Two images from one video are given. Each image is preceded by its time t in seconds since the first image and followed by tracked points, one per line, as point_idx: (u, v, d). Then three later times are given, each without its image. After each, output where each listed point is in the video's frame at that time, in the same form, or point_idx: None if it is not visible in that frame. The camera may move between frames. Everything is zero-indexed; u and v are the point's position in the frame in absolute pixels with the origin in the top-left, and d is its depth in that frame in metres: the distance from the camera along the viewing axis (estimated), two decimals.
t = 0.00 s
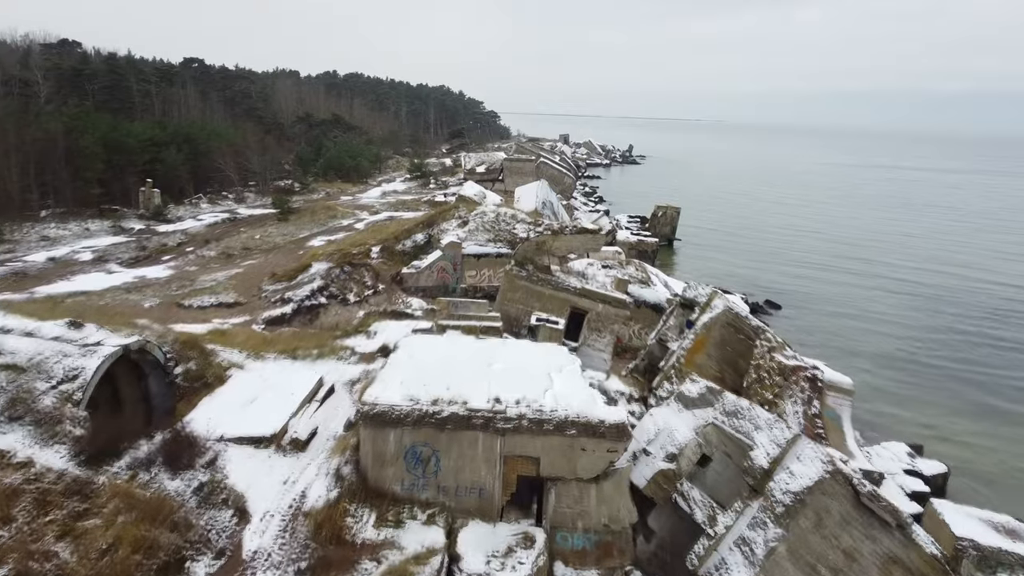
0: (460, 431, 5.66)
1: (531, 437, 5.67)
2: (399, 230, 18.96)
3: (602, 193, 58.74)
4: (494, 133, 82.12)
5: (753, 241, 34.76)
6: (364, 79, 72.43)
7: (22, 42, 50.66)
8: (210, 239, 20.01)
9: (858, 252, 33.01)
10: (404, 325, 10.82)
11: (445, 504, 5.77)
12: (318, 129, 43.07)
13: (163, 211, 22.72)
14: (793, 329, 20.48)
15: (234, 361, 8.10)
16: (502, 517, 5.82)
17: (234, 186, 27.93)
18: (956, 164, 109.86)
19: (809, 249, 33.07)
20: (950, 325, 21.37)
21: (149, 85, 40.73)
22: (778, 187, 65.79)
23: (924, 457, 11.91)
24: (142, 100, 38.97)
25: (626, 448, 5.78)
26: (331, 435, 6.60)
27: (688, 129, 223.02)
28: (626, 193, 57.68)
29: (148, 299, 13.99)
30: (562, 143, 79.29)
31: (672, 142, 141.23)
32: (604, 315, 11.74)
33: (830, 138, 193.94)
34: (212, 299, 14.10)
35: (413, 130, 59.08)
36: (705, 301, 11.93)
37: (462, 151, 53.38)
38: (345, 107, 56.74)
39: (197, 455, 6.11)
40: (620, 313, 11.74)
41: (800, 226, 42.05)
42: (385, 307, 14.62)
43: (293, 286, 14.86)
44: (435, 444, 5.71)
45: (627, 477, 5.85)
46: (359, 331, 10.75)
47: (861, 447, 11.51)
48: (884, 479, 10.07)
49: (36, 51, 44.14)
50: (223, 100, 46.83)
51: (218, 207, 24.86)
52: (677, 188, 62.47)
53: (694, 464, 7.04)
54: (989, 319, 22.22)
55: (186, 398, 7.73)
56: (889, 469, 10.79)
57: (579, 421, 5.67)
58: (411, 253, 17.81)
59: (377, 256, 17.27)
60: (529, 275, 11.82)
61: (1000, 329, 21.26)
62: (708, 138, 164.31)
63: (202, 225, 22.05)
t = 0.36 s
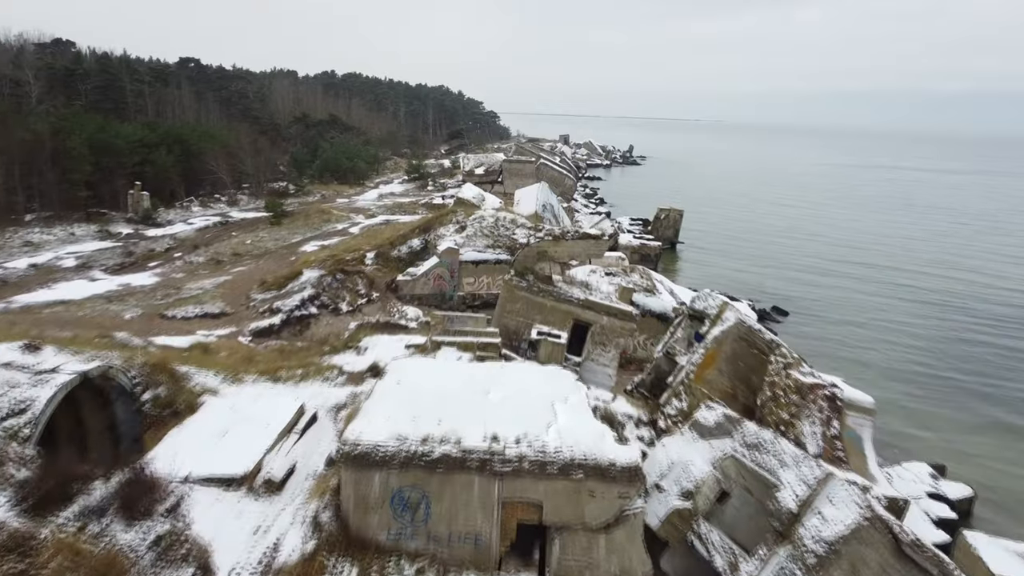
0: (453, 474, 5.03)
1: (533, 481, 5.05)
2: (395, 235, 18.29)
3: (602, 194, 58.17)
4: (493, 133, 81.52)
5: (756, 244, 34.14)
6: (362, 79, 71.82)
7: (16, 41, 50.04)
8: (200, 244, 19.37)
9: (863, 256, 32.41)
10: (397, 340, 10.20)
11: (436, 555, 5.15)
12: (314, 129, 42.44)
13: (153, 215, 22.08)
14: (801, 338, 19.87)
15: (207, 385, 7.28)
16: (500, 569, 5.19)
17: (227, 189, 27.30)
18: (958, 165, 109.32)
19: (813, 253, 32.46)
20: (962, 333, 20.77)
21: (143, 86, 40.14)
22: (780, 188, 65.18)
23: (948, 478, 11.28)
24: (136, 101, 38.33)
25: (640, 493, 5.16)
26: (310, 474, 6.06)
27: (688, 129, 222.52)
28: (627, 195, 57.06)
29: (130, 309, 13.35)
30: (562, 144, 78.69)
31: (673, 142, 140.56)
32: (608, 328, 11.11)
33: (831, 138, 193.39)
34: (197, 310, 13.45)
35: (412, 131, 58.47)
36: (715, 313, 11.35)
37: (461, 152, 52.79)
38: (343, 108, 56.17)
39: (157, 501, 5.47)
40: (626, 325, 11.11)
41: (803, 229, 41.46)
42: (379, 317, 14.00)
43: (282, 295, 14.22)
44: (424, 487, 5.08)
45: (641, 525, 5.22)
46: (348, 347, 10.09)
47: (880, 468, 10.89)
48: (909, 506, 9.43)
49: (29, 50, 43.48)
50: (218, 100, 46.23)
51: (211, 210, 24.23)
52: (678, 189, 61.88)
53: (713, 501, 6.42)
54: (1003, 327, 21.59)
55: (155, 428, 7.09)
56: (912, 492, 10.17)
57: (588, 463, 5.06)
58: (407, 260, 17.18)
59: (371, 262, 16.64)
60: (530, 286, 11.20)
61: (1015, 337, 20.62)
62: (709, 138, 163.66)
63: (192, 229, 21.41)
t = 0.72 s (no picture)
0: (442, 530, 4.38)
1: (534, 538, 4.41)
2: (390, 240, 17.61)
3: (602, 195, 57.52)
4: (492, 133, 80.88)
5: (759, 248, 33.50)
6: (360, 79, 71.11)
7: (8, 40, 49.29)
8: (188, 249, 18.69)
9: (870, 259, 31.79)
10: (388, 357, 9.50)
11: None
12: (311, 129, 41.81)
13: (141, 219, 21.45)
14: (810, 346, 19.23)
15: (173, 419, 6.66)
16: None
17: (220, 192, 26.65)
18: (960, 165, 108.73)
19: (819, 257, 31.82)
20: (975, 340, 20.15)
21: (137, 85, 39.54)
22: (782, 189, 64.53)
23: (974, 502, 10.66)
24: (129, 101, 37.65)
25: (658, 551, 4.54)
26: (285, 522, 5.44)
27: (688, 129, 221.98)
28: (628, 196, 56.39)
29: (109, 319, 12.68)
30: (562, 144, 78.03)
31: (673, 142, 140.03)
32: (614, 343, 10.42)
33: (832, 139, 192.71)
34: (180, 320, 12.79)
35: (410, 132, 57.79)
36: (727, 327, 10.74)
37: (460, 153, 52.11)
38: (340, 108, 55.55)
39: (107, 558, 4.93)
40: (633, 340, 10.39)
41: (807, 232, 40.86)
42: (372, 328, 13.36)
43: (271, 304, 13.56)
44: (410, 544, 4.44)
45: None
46: (335, 365, 9.41)
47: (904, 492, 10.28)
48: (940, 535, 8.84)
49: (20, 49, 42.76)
50: (214, 100, 45.62)
51: (202, 213, 23.60)
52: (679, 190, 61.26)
53: (735, 548, 5.69)
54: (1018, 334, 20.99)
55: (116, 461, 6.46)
56: (940, 519, 9.55)
57: (599, 517, 4.43)
58: (402, 266, 16.50)
59: (365, 269, 15.98)
60: (531, 297, 10.57)
61: None
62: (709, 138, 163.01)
63: (182, 234, 20.76)
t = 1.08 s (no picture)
0: None
1: None
2: (384, 246, 16.92)
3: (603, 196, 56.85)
4: (491, 133, 80.25)
5: (763, 252, 32.87)
6: (358, 79, 70.45)
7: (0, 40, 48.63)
8: (176, 255, 18.02)
9: (876, 263, 31.20)
10: (378, 376, 8.83)
11: None
12: (307, 129, 41.19)
13: (129, 222, 20.77)
14: (821, 352, 18.58)
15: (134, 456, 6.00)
16: None
17: (212, 195, 26.01)
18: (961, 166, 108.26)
19: (825, 260, 31.21)
20: (991, 347, 19.52)
21: (130, 85, 38.92)
22: (784, 190, 63.95)
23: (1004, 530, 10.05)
24: (122, 101, 36.98)
25: None
26: None
27: (688, 129, 221.47)
28: (629, 197, 55.74)
29: (87, 331, 12.01)
30: (562, 145, 77.43)
31: (672, 142, 139.50)
32: (620, 359, 9.78)
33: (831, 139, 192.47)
34: (161, 332, 12.11)
35: (408, 132, 57.14)
36: (742, 340, 9.93)
37: (459, 154, 51.44)
38: (338, 108, 54.93)
39: None
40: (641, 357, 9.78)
41: (811, 234, 40.28)
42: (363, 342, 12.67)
43: (257, 315, 12.89)
44: None
45: None
46: (320, 385, 8.74)
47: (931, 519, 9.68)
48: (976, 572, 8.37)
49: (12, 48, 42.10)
50: (209, 100, 44.99)
51: (192, 217, 22.97)
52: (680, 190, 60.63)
53: None
54: None
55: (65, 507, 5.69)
56: (971, 551, 8.95)
57: None
58: (397, 273, 15.83)
59: (358, 277, 15.30)
60: (531, 309, 9.91)
61: None
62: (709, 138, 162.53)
63: (170, 238, 20.11)
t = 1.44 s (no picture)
0: None
1: None
2: (378, 251, 16.23)
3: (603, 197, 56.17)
4: (490, 133, 79.57)
5: (767, 255, 32.19)
6: (356, 79, 69.78)
7: None
8: (162, 260, 17.33)
9: (883, 266, 30.56)
10: (367, 397, 8.16)
11: None
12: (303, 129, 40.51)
13: (116, 226, 20.11)
14: (833, 359, 17.90)
15: (84, 502, 5.35)
16: None
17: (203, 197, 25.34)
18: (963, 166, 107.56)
19: (831, 263, 30.55)
20: (1007, 356, 18.87)
21: (123, 85, 38.23)
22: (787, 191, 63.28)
23: None
24: (114, 101, 36.29)
25: None
26: None
27: (687, 129, 220.84)
28: (630, 197, 55.06)
29: (62, 345, 11.35)
30: (562, 145, 76.75)
31: (672, 142, 138.86)
32: (628, 377, 9.13)
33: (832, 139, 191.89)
34: (140, 346, 11.43)
35: (406, 133, 56.45)
36: (758, 358, 9.33)
37: (458, 154, 50.76)
38: (335, 108, 54.26)
39: None
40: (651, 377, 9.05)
41: (815, 236, 39.60)
42: (354, 356, 12.03)
43: (243, 326, 12.20)
44: None
45: None
46: (303, 408, 8.02)
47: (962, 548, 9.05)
48: None
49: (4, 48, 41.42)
50: (203, 100, 44.31)
51: (183, 220, 22.31)
52: (681, 191, 59.93)
53: None
54: None
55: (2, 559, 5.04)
56: None
57: None
58: (391, 281, 15.16)
59: (350, 284, 14.65)
60: (533, 323, 9.27)
61: None
62: (709, 138, 161.87)
63: (158, 242, 19.45)
